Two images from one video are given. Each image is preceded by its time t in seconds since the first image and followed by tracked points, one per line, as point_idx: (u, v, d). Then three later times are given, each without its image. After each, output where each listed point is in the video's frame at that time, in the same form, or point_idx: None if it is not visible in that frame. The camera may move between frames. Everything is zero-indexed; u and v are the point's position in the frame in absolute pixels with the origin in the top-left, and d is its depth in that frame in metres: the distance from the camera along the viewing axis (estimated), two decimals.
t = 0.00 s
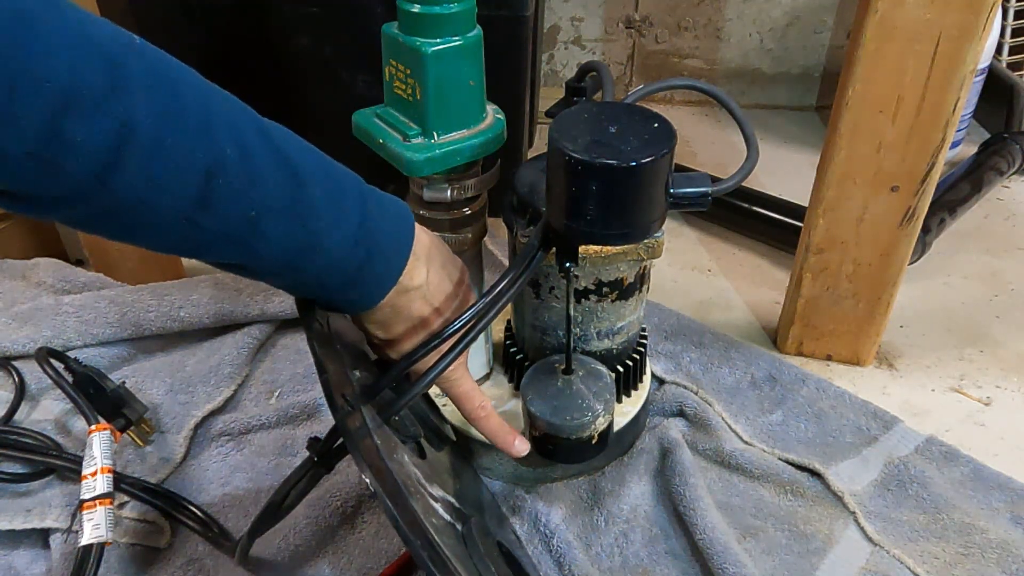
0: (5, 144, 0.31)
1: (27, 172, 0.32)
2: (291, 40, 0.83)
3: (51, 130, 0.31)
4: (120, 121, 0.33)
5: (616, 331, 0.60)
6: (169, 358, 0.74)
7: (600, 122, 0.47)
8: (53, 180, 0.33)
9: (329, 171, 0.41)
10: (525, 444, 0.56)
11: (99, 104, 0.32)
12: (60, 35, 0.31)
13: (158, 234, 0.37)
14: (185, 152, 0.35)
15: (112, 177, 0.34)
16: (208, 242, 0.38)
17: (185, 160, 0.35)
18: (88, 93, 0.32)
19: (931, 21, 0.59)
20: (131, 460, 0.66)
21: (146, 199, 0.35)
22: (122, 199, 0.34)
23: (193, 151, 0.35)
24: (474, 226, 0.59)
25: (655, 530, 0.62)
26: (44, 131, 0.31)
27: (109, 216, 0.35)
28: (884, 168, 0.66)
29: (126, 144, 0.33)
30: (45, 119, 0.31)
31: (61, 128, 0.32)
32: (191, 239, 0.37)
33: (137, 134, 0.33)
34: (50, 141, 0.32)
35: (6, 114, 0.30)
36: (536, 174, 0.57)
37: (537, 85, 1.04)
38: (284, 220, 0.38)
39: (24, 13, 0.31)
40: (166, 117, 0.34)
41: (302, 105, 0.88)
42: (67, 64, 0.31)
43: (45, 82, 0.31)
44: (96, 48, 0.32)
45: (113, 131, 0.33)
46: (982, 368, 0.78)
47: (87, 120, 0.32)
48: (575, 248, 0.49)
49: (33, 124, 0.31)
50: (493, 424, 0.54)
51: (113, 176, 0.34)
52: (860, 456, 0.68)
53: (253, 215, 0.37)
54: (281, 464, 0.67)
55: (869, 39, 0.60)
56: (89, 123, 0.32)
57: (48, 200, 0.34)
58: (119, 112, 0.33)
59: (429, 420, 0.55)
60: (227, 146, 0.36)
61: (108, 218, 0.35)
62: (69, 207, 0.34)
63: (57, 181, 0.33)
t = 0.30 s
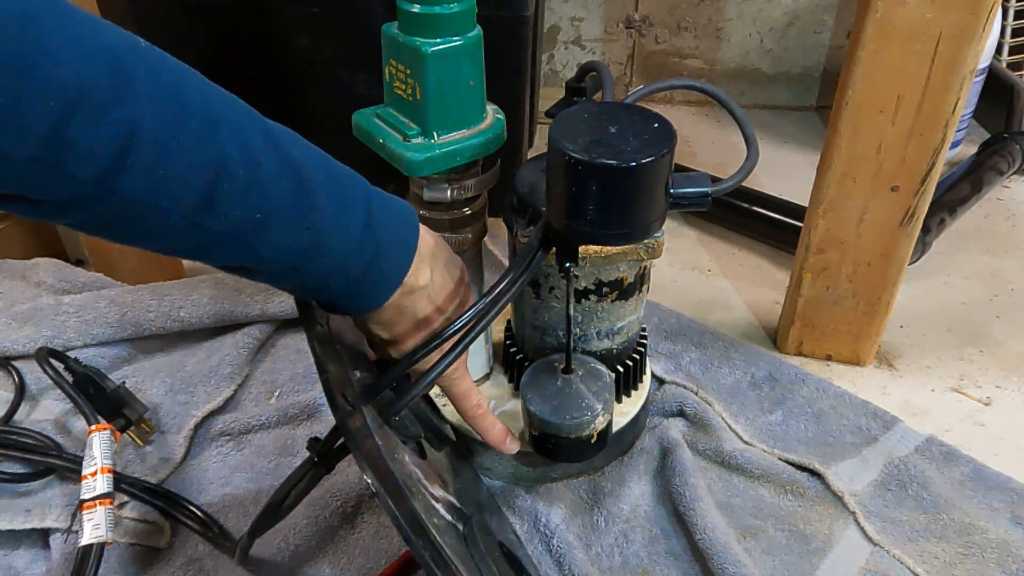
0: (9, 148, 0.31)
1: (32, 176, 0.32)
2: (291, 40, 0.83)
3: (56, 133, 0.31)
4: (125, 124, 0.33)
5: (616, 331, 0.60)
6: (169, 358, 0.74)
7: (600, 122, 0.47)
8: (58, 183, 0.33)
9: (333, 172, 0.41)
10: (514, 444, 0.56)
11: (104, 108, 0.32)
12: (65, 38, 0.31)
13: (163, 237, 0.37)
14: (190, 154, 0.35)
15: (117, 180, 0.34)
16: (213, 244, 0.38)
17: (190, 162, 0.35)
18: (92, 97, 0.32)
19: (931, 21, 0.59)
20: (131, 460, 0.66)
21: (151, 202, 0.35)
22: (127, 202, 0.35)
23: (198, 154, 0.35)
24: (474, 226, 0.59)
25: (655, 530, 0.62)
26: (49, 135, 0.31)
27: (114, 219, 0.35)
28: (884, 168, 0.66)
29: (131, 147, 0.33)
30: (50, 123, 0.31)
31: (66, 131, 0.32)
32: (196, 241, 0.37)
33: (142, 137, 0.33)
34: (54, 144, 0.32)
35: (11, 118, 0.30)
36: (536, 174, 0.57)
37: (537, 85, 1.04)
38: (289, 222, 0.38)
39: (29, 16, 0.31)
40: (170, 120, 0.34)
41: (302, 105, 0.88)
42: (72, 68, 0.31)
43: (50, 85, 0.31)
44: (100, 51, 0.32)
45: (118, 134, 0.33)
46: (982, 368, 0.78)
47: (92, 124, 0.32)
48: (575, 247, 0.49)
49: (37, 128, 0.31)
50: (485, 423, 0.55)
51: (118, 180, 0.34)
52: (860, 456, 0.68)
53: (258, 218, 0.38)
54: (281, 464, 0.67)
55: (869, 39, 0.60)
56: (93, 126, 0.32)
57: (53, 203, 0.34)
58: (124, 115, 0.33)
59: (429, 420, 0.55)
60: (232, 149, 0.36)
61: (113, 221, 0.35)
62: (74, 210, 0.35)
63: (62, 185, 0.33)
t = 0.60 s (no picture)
0: (10, 148, 0.31)
1: (32, 176, 0.32)
2: (292, 40, 0.83)
3: (57, 133, 0.31)
4: (126, 124, 0.33)
5: (616, 331, 0.60)
6: (169, 358, 0.74)
7: (600, 122, 0.47)
8: (58, 183, 0.33)
9: (333, 171, 0.41)
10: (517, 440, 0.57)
11: (104, 107, 0.32)
12: (65, 38, 0.31)
13: (164, 236, 0.37)
14: (191, 154, 0.35)
15: (118, 180, 0.34)
16: (214, 243, 0.38)
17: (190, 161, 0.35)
18: (93, 96, 0.32)
19: (931, 21, 0.59)
20: (131, 460, 0.66)
21: (151, 201, 0.35)
22: (128, 201, 0.35)
23: (198, 153, 0.35)
24: (474, 226, 0.59)
25: (655, 530, 0.62)
26: (49, 134, 0.31)
27: (115, 219, 0.35)
28: (884, 167, 0.66)
29: (131, 147, 0.33)
30: (51, 122, 0.31)
31: (66, 131, 0.32)
32: (196, 240, 0.37)
33: (142, 136, 0.33)
34: (55, 144, 0.32)
35: (12, 118, 0.30)
36: (536, 174, 0.57)
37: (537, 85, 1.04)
38: (290, 220, 0.38)
39: (29, 17, 0.31)
40: (171, 120, 0.34)
41: (302, 105, 0.88)
42: (72, 67, 0.31)
43: (50, 85, 0.31)
44: (101, 51, 0.32)
45: (118, 133, 0.33)
46: (982, 368, 0.78)
47: (93, 123, 0.32)
48: (575, 247, 0.49)
49: (38, 127, 0.31)
50: (489, 419, 0.55)
51: (119, 179, 0.34)
52: (860, 456, 0.68)
53: (258, 217, 0.38)
54: (281, 464, 0.67)
55: (869, 39, 0.60)
56: (94, 126, 0.32)
57: (53, 203, 0.34)
58: (124, 115, 0.33)
59: (430, 420, 0.56)
60: (232, 148, 0.36)
61: (114, 220, 0.35)
62: (75, 209, 0.35)
63: (63, 185, 0.33)
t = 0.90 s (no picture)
0: (7, 146, 0.31)
1: (30, 173, 0.32)
2: (292, 40, 0.83)
3: (54, 131, 0.31)
4: (124, 121, 0.33)
5: (616, 331, 0.60)
6: (169, 358, 0.74)
7: (600, 122, 0.47)
8: (56, 180, 0.33)
9: (331, 170, 0.41)
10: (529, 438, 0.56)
11: (102, 104, 0.32)
12: (63, 36, 0.31)
13: (161, 233, 0.37)
14: (188, 151, 0.35)
15: (116, 177, 0.34)
16: (211, 241, 0.38)
17: (188, 160, 0.35)
18: (90, 94, 0.32)
19: (931, 21, 0.59)
20: (131, 460, 0.66)
21: (149, 198, 0.35)
22: (125, 199, 0.35)
23: (196, 151, 0.35)
24: (474, 226, 0.59)
25: (655, 530, 0.62)
26: (47, 131, 0.31)
27: (112, 216, 0.35)
28: (884, 167, 0.66)
29: (129, 144, 0.33)
30: (49, 120, 0.31)
31: (64, 129, 0.32)
32: (193, 238, 0.37)
33: (140, 133, 0.33)
34: (52, 141, 0.32)
35: (10, 115, 0.30)
36: (536, 175, 0.57)
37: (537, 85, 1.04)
38: (288, 219, 0.39)
39: (27, 14, 0.31)
40: (169, 118, 0.34)
41: (302, 105, 0.88)
42: (70, 65, 0.31)
43: (48, 82, 0.31)
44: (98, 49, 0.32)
45: (116, 131, 0.33)
46: (982, 368, 0.78)
47: (90, 121, 0.32)
48: (575, 247, 0.49)
49: (35, 125, 0.31)
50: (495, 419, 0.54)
51: (116, 177, 0.34)
52: (860, 456, 0.68)
53: (256, 215, 0.38)
54: (281, 464, 0.67)
55: (869, 39, 0.60)
56: (91, 124, 0.32)
57: (50, 200, 0.34)
58: (122, 112, 0.33)
59: (430, 419, 0.56)
60: (230, 147, 0.36)
61: (111, 218, 0.35)
62: (72, 206, 0.34)
63: (61, 182, 0.33)
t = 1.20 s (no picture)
0: (8, 146, 0.31)
1: (30, 174, 0.32)
2: (292, 40, 0.83)
3: (55, 131, 0.31)
4: (124, 122, 0.33)
5: (616, 331, 0.60)
6: (169, 358, 0.74)
7: (600, 122, 0.47)
8: (56, 180, 0.33)
9: (331, 170, 0.41)
10: (537, 437, 0.55)
11: (102, 105, 0.32)
12: (63, 37, 0.31)
13: (161, 234, 0.37)
14: (189, 152, 0.35)
15: (116, 177, 0.34)
16: (211, 241, 0.38)
17: (188, 160, 0.35)
18: (91, 94, 0.32)
19: (931, 21, 0.59)
20: (131, 460, 0.66)
21: (150, 199, 0.35)
22: (126, 200, 0.35)
23: (196, 151, 0.35)
24: (474, 226, 0.59)
25: (655, 530, 0.62)
26: (47, 132, 0.31)
27: (112, 217, 0.35)
28: (884, 168, 0.66)
29: (129, 145, 0.33)
30: (49, 120, 0.31)
31: (64, 129, 0.32)
32: (193, 238, 0.37)
33: (140, 134, 0.33)
34: (53, 141, 0.32)
35: (10, 115, 0.30)
36: (536, 175, 0.57)
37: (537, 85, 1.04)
38: (288, 219, 0.39)
39: (27, 15, 0.31)
40: (169, 118, 0.34)
41: (302, 105, 0.88)
42: (70, 65, 0.31)
43: (48, 83, 0.31)
44: (98, 49, 0.32)
45: (116, 131, 0.33)
46: (982, 368, 0.78)
47: (90, 121, 0.32)
48: (575, 248, 0.49)
49: (35, 125, 0.31)
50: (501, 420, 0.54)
51: (117, 177, 0.34)
52: (860, 456, 0.68)
53: (256, 215, 0.38)
54: (281, 464, 0.67)
55: (868, 40, 0.60)
56: (92, 124, 0.32)
57: (51, 201, 0.34)
58: (122, 113, 0.33)
59: (431, 419, 0.56)
60: (230, 147, 0.36)
61: (111, 218, 0.35)
62: (73, 206, 0.34)
63: (61, 182, 0.33)
